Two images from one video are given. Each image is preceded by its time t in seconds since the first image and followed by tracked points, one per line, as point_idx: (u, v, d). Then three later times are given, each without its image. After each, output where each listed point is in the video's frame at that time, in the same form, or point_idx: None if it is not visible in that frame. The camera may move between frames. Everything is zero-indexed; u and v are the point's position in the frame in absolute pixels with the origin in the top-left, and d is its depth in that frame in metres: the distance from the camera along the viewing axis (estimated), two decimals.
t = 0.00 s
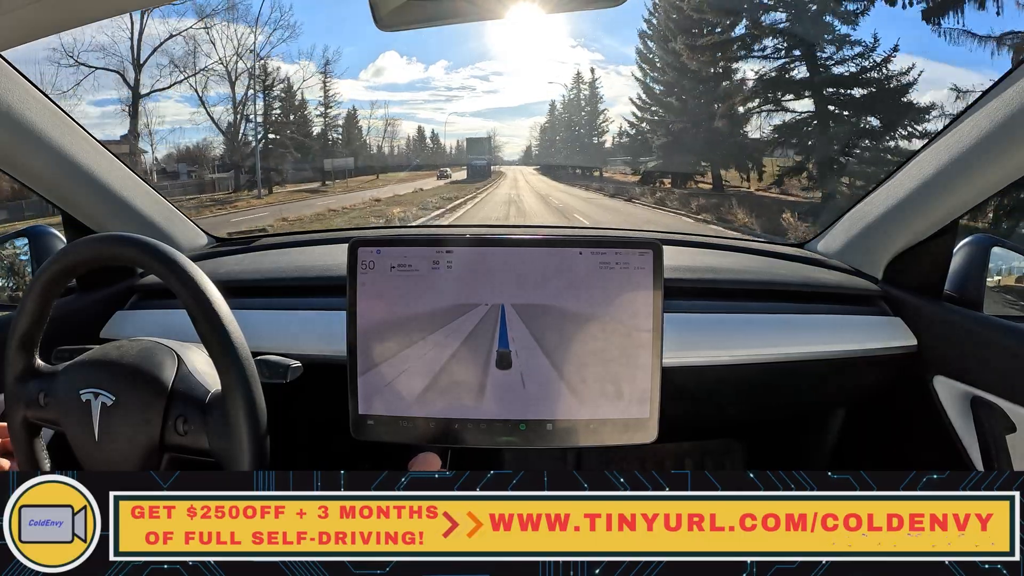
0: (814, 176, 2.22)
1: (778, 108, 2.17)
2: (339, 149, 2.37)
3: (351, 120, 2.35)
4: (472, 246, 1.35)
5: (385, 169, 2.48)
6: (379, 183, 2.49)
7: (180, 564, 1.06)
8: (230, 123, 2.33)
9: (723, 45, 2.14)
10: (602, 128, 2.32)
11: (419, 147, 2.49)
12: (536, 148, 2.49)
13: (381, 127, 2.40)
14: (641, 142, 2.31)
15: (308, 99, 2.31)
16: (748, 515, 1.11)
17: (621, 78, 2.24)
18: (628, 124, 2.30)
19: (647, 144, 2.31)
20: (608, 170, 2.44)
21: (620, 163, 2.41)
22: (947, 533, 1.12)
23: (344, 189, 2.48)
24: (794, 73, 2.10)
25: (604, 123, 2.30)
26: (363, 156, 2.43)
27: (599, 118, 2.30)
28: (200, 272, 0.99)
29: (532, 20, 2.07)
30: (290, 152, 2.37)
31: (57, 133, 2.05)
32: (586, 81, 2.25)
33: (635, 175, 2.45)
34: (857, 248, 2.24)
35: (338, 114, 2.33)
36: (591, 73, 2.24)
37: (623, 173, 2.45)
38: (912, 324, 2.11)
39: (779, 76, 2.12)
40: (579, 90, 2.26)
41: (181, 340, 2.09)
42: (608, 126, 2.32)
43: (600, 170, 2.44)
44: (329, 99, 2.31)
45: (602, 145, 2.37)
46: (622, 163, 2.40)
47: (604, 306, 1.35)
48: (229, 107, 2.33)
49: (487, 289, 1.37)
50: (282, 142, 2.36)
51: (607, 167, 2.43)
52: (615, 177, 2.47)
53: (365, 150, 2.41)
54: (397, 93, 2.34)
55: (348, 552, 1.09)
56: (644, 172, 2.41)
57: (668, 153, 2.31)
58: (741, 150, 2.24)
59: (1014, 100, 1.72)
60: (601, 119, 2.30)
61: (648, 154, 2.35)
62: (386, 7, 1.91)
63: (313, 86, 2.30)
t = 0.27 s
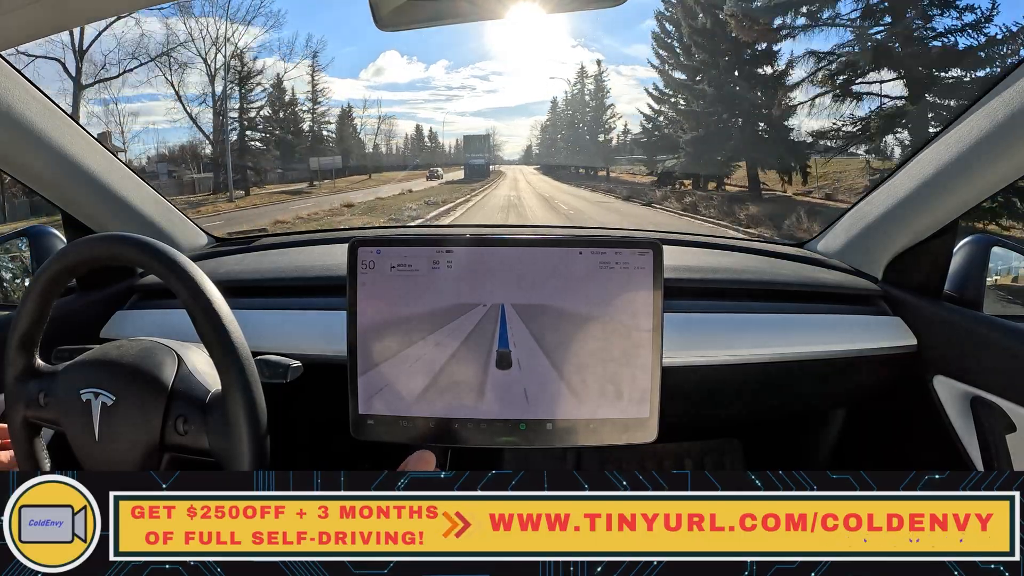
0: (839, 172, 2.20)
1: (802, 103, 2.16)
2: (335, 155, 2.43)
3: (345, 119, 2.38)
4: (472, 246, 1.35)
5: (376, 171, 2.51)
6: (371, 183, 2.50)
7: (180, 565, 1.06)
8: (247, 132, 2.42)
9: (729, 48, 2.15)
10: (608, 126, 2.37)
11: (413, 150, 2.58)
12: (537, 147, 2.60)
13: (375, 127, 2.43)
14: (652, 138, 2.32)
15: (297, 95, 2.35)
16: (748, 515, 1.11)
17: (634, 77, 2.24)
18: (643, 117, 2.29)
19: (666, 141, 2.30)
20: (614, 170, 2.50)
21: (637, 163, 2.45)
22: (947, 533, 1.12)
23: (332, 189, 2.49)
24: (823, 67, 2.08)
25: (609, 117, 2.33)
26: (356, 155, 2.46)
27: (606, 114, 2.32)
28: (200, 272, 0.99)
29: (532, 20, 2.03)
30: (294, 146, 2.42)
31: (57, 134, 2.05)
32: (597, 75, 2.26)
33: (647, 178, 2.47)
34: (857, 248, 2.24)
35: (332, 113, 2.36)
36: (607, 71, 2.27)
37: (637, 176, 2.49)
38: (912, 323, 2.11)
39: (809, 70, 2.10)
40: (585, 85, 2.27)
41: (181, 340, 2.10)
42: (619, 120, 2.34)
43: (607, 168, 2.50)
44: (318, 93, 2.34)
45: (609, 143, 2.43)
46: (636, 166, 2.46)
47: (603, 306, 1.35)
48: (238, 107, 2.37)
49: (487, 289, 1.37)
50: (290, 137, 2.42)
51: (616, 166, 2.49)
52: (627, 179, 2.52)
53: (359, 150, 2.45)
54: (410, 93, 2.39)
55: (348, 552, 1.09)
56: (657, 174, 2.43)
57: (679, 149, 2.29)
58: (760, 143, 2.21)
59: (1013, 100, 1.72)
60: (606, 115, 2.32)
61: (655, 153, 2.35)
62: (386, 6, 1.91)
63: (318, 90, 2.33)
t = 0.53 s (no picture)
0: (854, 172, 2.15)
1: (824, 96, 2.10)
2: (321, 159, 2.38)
3: (338, 119, 2.35)
4: (472, 246, 1.35)
5: (365, 173, 2.45)
6: (361, 184, 2.46)
7: (180, 564, 1.06)
8: (239, 126, 2.35)
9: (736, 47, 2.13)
10: (617, 123, 2.27)
11: (404, 153, 2.54)
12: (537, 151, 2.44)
13: (371, 128, 2.39)
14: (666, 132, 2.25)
15: (290, 94, 2.31)
16: (748, 515, 1.11)
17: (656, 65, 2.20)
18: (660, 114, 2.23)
19: (686, 140, 2.25)
20: (622, 172, 2.39)
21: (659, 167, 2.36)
22: (946, 533, 1.12)
23: (315, 192, 2.46)
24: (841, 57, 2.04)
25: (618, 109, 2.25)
26: (349, 154, 2.39)
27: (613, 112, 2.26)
28: (200, 272, 0.99)
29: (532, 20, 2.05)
30: (276, 148, 2.36)
31: (57, 134, 2.05)
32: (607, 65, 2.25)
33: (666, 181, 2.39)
34: (857, 248, 2.24)
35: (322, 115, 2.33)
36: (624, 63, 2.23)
37: (658, 180, 2.40)
38: (912, 324, 2.11)
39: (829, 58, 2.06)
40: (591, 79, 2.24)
41: (181, 340, 2.09)
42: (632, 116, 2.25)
43: (615, 170, 2.38)
44: (305, 87, 2.31)
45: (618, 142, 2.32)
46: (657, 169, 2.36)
47: (604, 306, 1.35)
48: (237, 107, 2.33)
49: (487, 289, 1.37)
50: (276, 138, 2.34)
51: (625, 168, 2.37)
52: (647, 184, 2.42)
53: (352, 150, 2.39)
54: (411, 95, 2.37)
55: (348, 553, 1.09)
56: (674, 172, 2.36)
57: (695, 143, 2.25)
58: (779, 138, 2.17)
59: (1014, 101, 1.72)
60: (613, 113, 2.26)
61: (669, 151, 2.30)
62: (386, 6, 1.91)
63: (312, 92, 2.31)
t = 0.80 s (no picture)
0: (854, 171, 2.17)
1: (829, 93, 2.19)
2: (315, 153, 2.48)
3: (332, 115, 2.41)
4: (472, 246, 1.35)
5: (355, 172, 2.52)
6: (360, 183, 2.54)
7: (179, 564, 1.06)
8: (246, 133, 2.41)
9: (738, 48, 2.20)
10: (625, 118, 2.38)
11: (401, 152, 2.54)
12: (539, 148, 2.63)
13: (371, 126, 2.45)
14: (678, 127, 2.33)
15: (295, 94, 2.35)
16: (748, 515, 1.11)
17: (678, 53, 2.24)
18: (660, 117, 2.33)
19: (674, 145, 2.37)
20: (632, 170, 2.52)
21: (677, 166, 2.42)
22: (946, 533, 1.12)
23: (322, 189, 2.52)
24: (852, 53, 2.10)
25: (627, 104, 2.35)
26: (343, 151, 2.49)
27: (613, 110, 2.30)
28: (200, 272, 0.99)
29: (532, 20, 2.02)
30: (262, 146, 2.45)
31: (57, 134, 2.04)
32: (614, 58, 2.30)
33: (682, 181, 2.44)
34: (857, 248, 2.24)
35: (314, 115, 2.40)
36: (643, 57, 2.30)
37: (673, 180, 2.46)
38: (912, 324, 2.11)
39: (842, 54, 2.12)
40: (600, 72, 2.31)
41: (181, 340, 2.10)
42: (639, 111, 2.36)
43: (624, 166, 2.52)
44: (288, 79, 2.35)
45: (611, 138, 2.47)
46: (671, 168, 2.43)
47: (604, 306, 1.35)
48: (244, 107, 2.37)
49: (487, 289, 1.37)
50: (271, 134, 2.43)
51: (633, 165, 2.50)
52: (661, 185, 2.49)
53: (344, 147, 2.48)
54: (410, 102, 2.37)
55: (348, 553, 1.09)
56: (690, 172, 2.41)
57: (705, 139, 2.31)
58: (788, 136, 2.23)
59: (1016, 98, 1.72)
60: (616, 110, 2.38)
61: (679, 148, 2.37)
62: (386, 6, 1.91)
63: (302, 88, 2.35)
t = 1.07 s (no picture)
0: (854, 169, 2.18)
1: (827, 92, 2.24)
2: (293, 155, 2.50)
3: (340, 117, 2.44)
4: (472, 246, 1.35)
5: (347, 172, 2.54)
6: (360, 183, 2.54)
7: (179, 564, 1.07)
8: (235, 131, 2.43)
9: (750, 51, 2.26)
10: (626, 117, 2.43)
11: (400, 151, 2.52)
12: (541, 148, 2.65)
13: (363, 125, 2.46)
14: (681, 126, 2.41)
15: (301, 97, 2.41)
16: (748, 515, 1.11)
17: (703, 59, 2.29)
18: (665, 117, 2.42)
19: (670, 144, 2.47)
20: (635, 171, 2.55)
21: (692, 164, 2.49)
22: (946, 533, 1.12)
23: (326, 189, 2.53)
24: (855, 54, 2.16)
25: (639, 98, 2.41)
26: (335, 153, 2.52)
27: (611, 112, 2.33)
28: (200, 272, 0.99)
29: (532, 20, 2.02)
30: (265, 144, 2.46)
31: (56, 133, 2.03)
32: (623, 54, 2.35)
33: (705, 184, 2.50)
34: (857, 248, 2.24)
35: (307, 117, 2.44)
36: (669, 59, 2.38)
37: (687, 181, 2.52)
38: (912, 324, 2.11)
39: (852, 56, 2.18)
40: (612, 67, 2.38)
41: (182, 339, 2.10)
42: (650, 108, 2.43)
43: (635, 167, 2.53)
44: (271, 74, 2.38)
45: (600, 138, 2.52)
46: (682, 167, 2.51)
47: (604, 305, 1.35)
48: (249, 107, 2.41)
49: (487, 288, 1.37)
50: (252, 133, 2.43)
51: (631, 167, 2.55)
52: (673, 186, 2.54)
53: (336, 148, 2.50)
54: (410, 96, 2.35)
55: (348, 552, 1.09)
56: (710, 173, 2.48)
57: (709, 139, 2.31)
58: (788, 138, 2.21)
59: (1014, 99, 1.71)
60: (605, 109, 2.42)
61: (688, 145, 2.45)
62: (386, 6, 1.90)
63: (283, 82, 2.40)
